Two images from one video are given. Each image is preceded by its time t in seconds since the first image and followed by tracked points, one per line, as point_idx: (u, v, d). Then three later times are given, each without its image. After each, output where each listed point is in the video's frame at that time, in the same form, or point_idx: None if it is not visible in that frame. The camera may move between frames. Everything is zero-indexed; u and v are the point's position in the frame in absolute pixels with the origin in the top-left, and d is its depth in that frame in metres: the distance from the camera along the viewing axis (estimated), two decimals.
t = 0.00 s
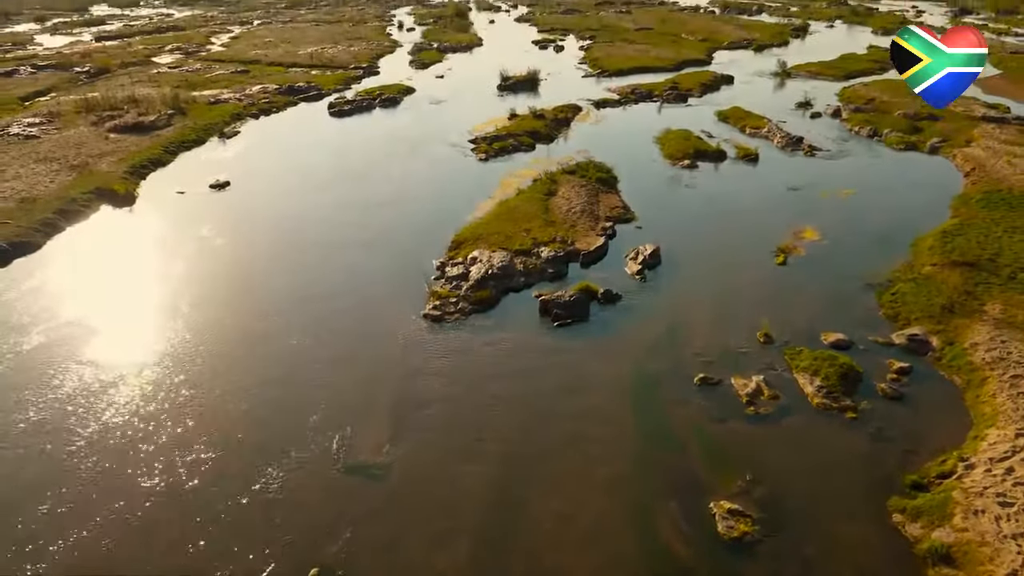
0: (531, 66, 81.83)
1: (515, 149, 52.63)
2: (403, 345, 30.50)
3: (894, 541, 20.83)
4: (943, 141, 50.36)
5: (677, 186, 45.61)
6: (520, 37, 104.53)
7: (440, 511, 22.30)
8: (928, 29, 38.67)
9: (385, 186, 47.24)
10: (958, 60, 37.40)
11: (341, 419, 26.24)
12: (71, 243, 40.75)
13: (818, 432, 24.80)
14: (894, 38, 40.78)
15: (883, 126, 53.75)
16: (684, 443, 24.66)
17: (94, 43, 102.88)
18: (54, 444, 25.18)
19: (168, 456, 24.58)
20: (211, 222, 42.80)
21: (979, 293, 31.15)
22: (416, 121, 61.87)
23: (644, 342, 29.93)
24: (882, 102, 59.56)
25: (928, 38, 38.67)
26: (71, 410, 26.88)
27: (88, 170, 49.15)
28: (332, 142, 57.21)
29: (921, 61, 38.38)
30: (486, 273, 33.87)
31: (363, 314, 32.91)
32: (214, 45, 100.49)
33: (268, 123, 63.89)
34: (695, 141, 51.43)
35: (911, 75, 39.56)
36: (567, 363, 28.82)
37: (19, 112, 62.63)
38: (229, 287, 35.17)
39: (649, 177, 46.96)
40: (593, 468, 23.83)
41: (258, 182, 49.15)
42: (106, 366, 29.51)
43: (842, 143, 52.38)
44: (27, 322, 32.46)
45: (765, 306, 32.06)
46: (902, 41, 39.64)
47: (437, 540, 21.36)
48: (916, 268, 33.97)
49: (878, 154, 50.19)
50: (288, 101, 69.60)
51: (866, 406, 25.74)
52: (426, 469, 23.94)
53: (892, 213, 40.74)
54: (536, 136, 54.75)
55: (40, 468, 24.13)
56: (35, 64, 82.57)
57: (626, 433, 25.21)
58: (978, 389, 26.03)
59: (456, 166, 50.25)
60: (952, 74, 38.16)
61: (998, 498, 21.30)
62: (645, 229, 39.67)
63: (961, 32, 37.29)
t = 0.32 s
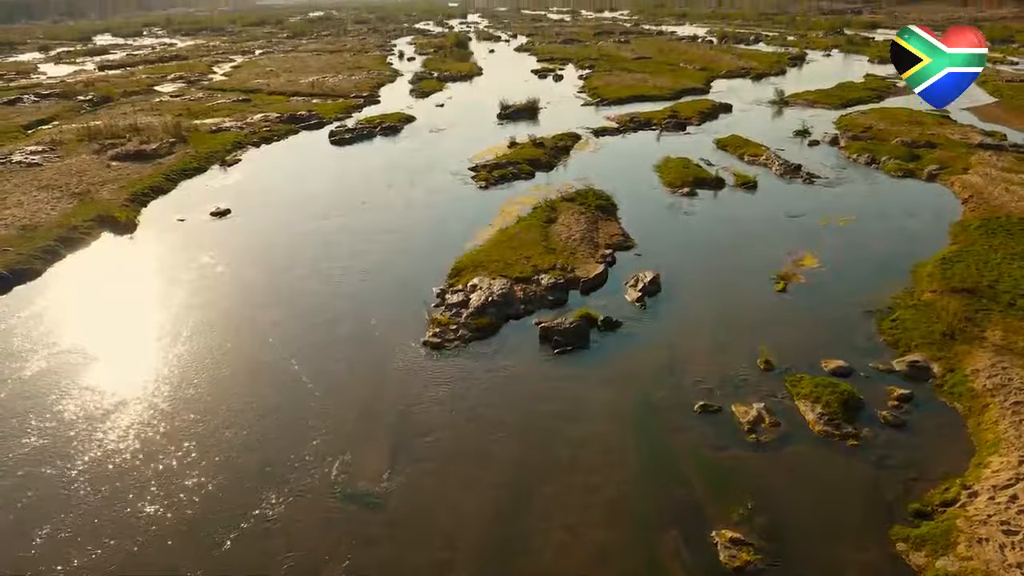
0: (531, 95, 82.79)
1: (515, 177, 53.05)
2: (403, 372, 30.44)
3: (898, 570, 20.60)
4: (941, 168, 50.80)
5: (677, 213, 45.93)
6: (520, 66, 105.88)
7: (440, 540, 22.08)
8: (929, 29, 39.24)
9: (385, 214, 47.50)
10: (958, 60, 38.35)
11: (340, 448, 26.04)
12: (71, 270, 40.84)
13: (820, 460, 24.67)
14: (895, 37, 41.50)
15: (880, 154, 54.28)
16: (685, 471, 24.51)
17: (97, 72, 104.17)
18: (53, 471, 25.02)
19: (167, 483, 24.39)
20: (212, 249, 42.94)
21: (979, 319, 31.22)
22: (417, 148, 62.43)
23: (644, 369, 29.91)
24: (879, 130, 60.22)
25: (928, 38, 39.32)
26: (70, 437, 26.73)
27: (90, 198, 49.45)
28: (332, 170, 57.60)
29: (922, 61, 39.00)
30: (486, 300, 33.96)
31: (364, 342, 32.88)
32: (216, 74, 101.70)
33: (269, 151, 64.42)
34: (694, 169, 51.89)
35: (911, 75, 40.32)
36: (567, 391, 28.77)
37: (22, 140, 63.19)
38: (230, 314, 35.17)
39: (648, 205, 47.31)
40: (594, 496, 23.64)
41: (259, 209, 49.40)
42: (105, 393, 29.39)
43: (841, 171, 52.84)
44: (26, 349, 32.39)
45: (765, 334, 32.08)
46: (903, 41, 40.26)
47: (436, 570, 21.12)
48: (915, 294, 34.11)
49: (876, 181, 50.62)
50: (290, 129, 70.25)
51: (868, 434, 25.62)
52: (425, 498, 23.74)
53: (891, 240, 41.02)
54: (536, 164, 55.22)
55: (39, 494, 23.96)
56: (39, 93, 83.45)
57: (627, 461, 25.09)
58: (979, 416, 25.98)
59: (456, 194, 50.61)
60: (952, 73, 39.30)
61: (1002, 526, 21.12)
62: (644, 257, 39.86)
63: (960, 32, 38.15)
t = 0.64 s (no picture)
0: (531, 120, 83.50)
1: (515, 201, 53.33)
2: (403, 397, 30.31)
3: None
4: (939, 193, 51.11)
5: (676, 237, 46.14)
6: (519, 91, 106.91)
7: (438, 567, 21.81)
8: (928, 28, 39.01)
9: (385, 239, 47.63)
10: (958, 60, 38.68)
11: (338, 473, 25.79)
12: (70, 294, 40.84)
13: (822, 485, 24.49)
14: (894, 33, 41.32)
15: (878, 179, 54.65)
16: (686, 496, 24.30)
17: (99, 96, 105.14)
18: (51, 495, 24.80)
19: (166, 506, 24.19)
20: (212, 273, 43.01)
21: (980, 343, 31.21)
22: (417, 173, 62.82)
23: (644, 394, 29.82)
24: (876, 154, 60.68)
25: (927, 38, 39.31)
26: (68, 461, 26.54)
27: (90, 222, 49.64)
28: (333, 195, 57.86)
29: (922, 61, 39.54)
30: (486, 324, 33.97)
31: (364, 366, 32.78)
32: (218, 99, 102.59)
33: (270, 175, 64.78)
34: (692, 193, 52.21)
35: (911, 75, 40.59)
36: (567, 416, 28.64)
37: (24, 165, 63.55)
38: (228, 338, 35.05)
39: (647, 229, 47.51)
40: (594, 522, 23.41)
41: (259, 233, 49.55)
42: (104, 417, 29.24)
43: (839, 195, 53.14)
44: (24, 373, 32.25)
45: (765, 358, 32.02)
46: (902, 41, 39.94)
47: None
48: (915, 317, 34.20)
49: (874, 206, 50.93)
50: (290, 154, 70.73)
51: (870, 458, 25.48)
52: (424, 523, 23.49)
53: (890, 263, 41.17)
54: (535, 188, 55.52)
55: (36, 519, 23.70)
56: (40, 118, 84.03)
57: (627, 486, 24.90)
58: (980, 440, 25.84)
59: (455, 219, 50.81)
60: (951, 74, 39.76)
61: (1006, 552, 20.87)
62: (643, 281, 39.94)
63: (960, 33, 38.43)
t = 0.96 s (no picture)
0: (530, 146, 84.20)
1: (514, 226, 53.57)
2: (401, 422, 30.17)
3: None
4: (936, 218, 51.44)
5: (675, 262, 46.32)
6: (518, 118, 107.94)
7: None
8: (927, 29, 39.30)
9: (385, 264, 47.76)
10: (958, 60, 39.23)
11: (335, 499, 25.55)
12: (68, 318, 40.81)
13: (823, 512, 24.30)
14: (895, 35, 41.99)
15: (876, 204, 54.99)
16: (686, 523, 24.07)
17: (100, 122, 105.95)
18: (46, 520, 24.55)
19: (162, 532, 23.94)
20: (211, 297, 43.05)
21: (980, 368, 31.18)
22: (417, 198, 63.14)
23: (644, 420, 29.70)
24: (874, 180, 61.12)
25: (927, 37, 39.76)
26: (64, 487, 26.32)
27: (90, 246, 49.80)
28: (332, 220, 58.11)
29: (922, 61, 40.48)
30: (485, 349, 33.94)
31: (363, 391, 32.66)
32: (218, 124, 103.43)
33: (270, 200, 65.13)
34: (691, 218, 52.53)
35: (912, 74, 41.52)
36: (566, 442, 28.49)
37: (24, 189, 63.79)
38: (226, 363, 34.97)
39: (646, 255, 47.69)
40: (594, 550, 23.16)
41: (259, 258, 49.68)
42: (100, 442, 29.06)
43: (837, 220, 53.48)
44: (21, 397, 32.10)
45: (765, 384, 31.94)
46: (902, 41, 40.73)
47: None
48: (914, 343, 34.23)
49: (873, 231, 51.21)
50: (290, 179, 71.14)
51: (870, 485, 25.32)
52: (421, 551, 23.22)
53: (890, 288, 41.24)
54: (534, 214, 55.82)
55: (31, 545, 23.41)
56: (41, 143, 84.62)
57: (626, 513, 24.68)
58: (982, 467, 25.68)
59: (455, 245, 51.01)
60: (952, 74, 40.32)
61: None
62: (643, 306, 39.98)
63: (960, 32, 38.60)
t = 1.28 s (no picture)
0: (529, 167, 84.71)
1: (513, 247, 53.74)
2: (399, 443, 30.00)
3: None
4: (934, 240, 51.69)
5: (674, 284, 46.44)
6: (518, 140, 108.74)
7: None
8: (927, 29, 39.22)
9: (384, 285, 47.85)
10: (958, 60, 38.89)
11: (332, 522, 25.32)
12: (66, 338, 40.76)
13: (824, 535, 24.12)
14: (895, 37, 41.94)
15: (874, 226, 55.25)
16: (686, 546, 23.87)
17: (101, 143, 106.51)
18: (42, 541, 24.35)
19: (158, 554, 23.72)
20: (209, 318, 43.03)
21: (980, 391, 31.14)
22: (416, 220, 63.39)
23: (643, 442, 29.59)
24: (871, 203, 61.49)
25: (928, 37, 39.60)
26: (60, 508, 26.12)
27: (89, 266, 49.88)
28: (331, 241, 58.24)
29: (922, 61, 40.09)
30: (484, 371, 33.87)
31: (362, 413, 32.53)
32: (219, 145, 103.99)
33: (270, 221, 65.35)
34: (690, 240, 52.77)
35: (912, 75, 41.22)
36: (565, 464, 28.33)
37: (24, 209, 63.98)
38: (224, 384, 34.88)
39: (645, 276, 47.80)
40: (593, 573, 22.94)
41: (257, 279, 49.75)
42: (97, 463, 28.88)
43: (836, 242, 53.72)
44: (17, 418, 31.95)
45: (765, 406, 31.85)
46: (903, 41, 40.71)
47: None
48: (913, 365, 34.24)
49: (872, 253, 51.40)
50: (290, 200, 71.44)
51: (871, 508, 25.16)
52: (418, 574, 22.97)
53: (889, 310, 41.30)
54: (533, 235, 56.02)
55: (26, 567, 23.19)
56: (42, 163, 85.05)
57: (626, 536, 24.47)
58: (983, 490, 25.54)
59: (454, 266, 51.12)
60: (952, 74, 39.92)
61: None
62: (641, 328, 39.99)
63: (960, 32, 38.36)
